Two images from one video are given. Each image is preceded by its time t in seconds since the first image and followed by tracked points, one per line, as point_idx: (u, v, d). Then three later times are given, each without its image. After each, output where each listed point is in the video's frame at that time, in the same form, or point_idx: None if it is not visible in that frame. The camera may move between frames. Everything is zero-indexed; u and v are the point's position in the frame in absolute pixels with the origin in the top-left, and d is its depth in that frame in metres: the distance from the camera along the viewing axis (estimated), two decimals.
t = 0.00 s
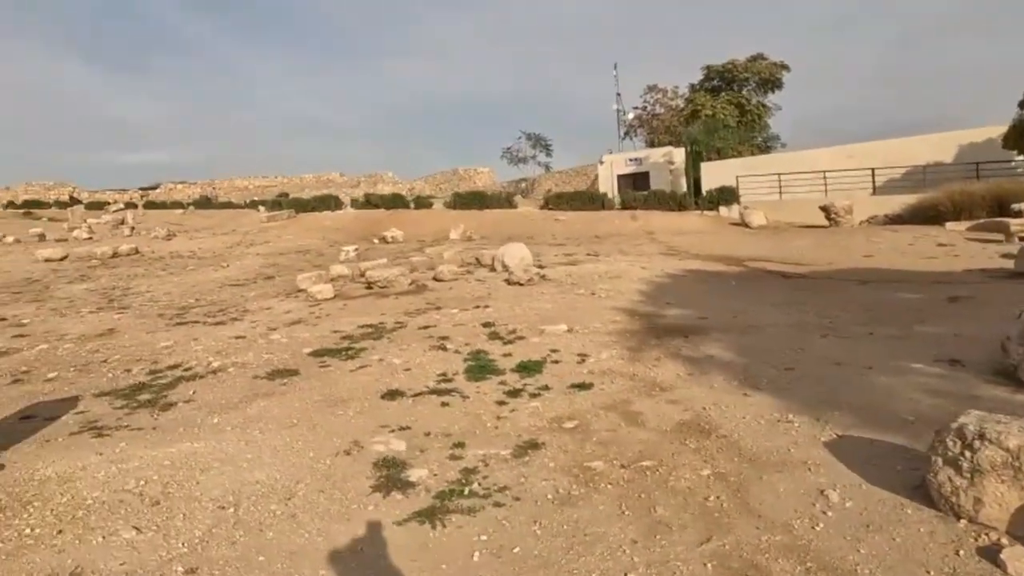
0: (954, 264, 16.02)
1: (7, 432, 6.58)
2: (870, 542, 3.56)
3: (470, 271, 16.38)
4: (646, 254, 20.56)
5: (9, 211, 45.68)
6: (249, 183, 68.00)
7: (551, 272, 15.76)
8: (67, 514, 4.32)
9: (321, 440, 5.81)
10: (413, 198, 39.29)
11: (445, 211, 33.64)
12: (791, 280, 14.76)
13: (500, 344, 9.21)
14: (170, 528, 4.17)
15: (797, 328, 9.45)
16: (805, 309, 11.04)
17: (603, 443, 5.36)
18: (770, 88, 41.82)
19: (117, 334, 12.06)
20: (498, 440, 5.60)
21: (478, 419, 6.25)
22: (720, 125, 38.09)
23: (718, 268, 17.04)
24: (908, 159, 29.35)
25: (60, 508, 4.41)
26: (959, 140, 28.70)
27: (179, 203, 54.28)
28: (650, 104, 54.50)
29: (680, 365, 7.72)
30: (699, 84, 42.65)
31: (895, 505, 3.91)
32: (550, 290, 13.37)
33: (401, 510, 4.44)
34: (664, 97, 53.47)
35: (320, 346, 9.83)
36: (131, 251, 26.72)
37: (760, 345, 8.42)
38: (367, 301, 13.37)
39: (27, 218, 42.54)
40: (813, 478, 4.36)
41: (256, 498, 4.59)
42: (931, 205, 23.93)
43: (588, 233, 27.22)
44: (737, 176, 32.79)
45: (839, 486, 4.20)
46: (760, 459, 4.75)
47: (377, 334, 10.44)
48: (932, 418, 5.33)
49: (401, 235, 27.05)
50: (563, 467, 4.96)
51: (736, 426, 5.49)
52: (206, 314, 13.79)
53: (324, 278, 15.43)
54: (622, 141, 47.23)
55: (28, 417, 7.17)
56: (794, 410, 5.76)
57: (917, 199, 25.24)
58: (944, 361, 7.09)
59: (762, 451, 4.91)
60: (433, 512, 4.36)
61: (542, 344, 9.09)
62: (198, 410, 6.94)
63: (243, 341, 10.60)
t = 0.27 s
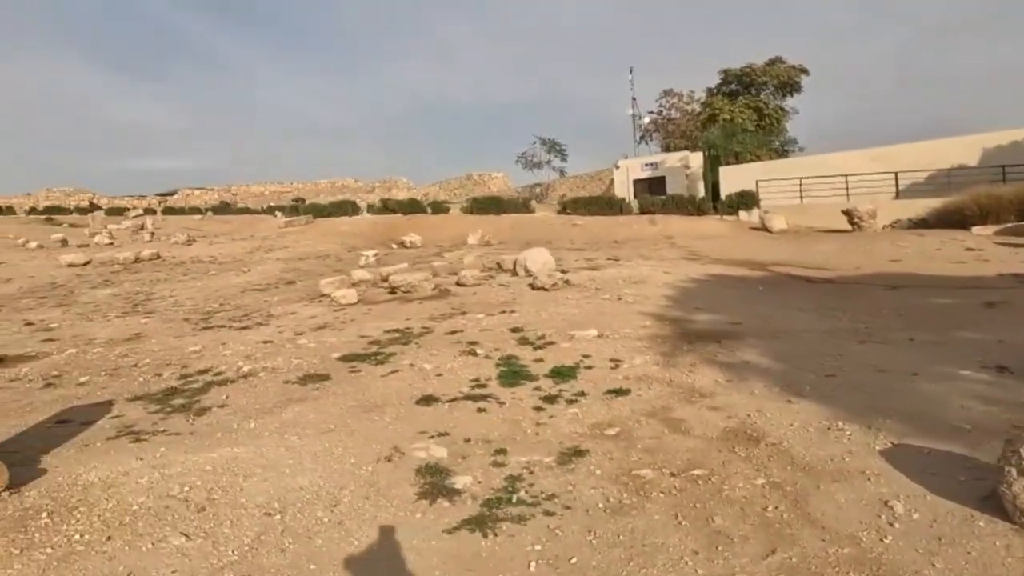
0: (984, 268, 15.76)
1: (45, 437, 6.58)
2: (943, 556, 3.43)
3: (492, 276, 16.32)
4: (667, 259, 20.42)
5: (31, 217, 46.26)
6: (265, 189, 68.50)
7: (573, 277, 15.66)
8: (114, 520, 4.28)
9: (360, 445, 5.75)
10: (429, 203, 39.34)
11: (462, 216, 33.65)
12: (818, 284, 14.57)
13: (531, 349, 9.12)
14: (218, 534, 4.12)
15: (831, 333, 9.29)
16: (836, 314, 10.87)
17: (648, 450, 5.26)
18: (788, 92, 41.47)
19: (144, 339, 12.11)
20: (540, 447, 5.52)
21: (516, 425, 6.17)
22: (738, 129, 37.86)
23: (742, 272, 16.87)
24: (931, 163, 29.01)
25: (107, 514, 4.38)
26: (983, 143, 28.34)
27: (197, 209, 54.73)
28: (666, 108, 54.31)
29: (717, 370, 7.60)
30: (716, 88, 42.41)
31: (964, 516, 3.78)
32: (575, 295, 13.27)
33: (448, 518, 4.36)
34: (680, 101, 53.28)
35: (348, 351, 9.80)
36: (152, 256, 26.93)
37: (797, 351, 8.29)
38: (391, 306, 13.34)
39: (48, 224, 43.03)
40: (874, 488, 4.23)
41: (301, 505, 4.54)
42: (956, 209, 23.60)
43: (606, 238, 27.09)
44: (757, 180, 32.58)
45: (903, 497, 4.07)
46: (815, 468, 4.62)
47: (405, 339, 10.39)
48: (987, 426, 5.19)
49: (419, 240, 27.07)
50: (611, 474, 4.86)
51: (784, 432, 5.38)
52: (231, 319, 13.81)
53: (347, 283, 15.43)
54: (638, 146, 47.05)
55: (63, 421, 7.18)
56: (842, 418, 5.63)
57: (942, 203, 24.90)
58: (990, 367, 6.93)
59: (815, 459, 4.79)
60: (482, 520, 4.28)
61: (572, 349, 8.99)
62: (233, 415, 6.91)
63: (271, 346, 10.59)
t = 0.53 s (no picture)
0: (1015, 271, 15.44)
1: (78, 441, 6.54)
2: None
3: (513, 279, 16.21)
4: (687, 262, 20.22)
5: (50, 221, 46.77)
6: (280, 194, 68.89)
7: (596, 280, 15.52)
8: (157, 528, 4.20)
9: (398, 451, 5.64)
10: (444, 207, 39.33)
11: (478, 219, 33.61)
12: (846, 288, 14.34)
13: (561, 353, 8.98)
14: (263, 543, 4.03)
15: (869, 337, 9.09)
16: (870, 318, 10.65)
17: (696, 457, 5.12)
18: (806, 94, 41.08)
19: (169, 342, 12.10)
20: (583, 453, 5.39)
21: (555, 430, 6.04)
22: (755, 131, 37.56)
23: (766, 275, 16.64)
24: (954, 164, 28.58)
25: (149, 522, 4.30)
26: (1007, 144, 27.89)
27: (213, 214, 55.11)
28: (680, 111, 54.06)
29: (755, 375, 7.44)
30: (732, 91, 42.15)
31: None
32: (600, 299, 13.13)
33: (497, 526, 4.24)
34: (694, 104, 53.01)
35: (376, 355, 9.72)
36: (171, 260, 27.08)
37: (836, 355, 8.10)
38: (414, 310, 13.26)
39: (68, 228, 43.46)
40: (942, 499, 4.07)
41: (345, 512, 4.44)
42: (982, 211, 23.21)
43: (624, 241, 26.92)
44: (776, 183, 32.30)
45: (974, 508, 3.91)
46: (876, 477, 4.46)
47: (432, 343, 10.29)
48: None
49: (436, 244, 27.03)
50: (660, 482, 4.72)
51: (836, 440, 5.22)
52: (254, 322, 13.79)
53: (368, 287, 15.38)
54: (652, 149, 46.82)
55: (96, 425, 7.14)
56: (895, 425, 5.46)
57: (967, 205, 24.52)
58: None
59: (874, 467, 4.63)
60: (532, 529, 4.16)
61: (603, 353, 8.85)
62: (265, 419, 6.83)
63: (296, 349, 10.54)
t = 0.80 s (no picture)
0: None
1: (111, 447, 6.50)
2: None
3: (534, 284, 16.09)
4: (708, 266, 20.02)
5: (69, 226, 47.24)
6: (294, 198, 69.25)
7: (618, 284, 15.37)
8: (200, 539, 4.13)
9: (435, 460, 5.53)
10: (459, 211, 39.31)
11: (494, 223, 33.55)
12: (874, 292, 14.10)
13: (591, 359, 8.85)
14: (309, 555, 3.95)
15: (906, 343, 8.89)
16: (904, 324, 10.44)
17: (744, 468, 4.98)
18: (823, 95, 40.65)
19: (193, 347, 12.09)
20: (626, 463, 5.26)
21: (594, 438, 5.92)
22: (772, 134, 37.24)
23: (790, 280, 16.42)
24: (978, 166, 28.16)
25: (191, 533, 4.23)
26: None
27: (228, 218, 55.46)
28: (695, 114, 53.77)
29: (794, 382, 7.28)
30: (749, 93, 41.84)
31: None
32: (625, 303, 12.99)
33: (546, 539, 4.13)
34: (709, 107, 52.71)
35: (403, 361, 9.64)
36: (190, 265, 27.23)
37: (874, 362, 7.92)
38: (437, 315, 13.17)
39: (86, 233, 43.83)
40: (1010, 514, 3.92)
41: (389, 524, 4.35)
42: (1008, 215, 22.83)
43: (642, 245, 26.74)
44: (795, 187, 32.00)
45: None
46: (937, 490, 4.31)
47: (458, 348, 10.18)
48: None
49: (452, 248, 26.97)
50: (710, 494, 4.59)
51: (889, 450, 5.06)
52: (276, 327, 13.77)
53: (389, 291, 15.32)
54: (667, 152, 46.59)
55: (127, 431, 7.11)
56: (949, 436, 5.30)
57: (992, 208, 24.13)
58: None
59: (934, 480, 4.47)
60: (583, 543, 4.04)
61: (634, 359, 8.72)
62: (297, 427, 6.75)
63: (321, 355, 10.49)
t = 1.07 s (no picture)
0: None
1: (145, 450, 6.47)
2: None
3: (555, 286, 15.99)
4: (729, 268, 19.83)
5: (88, 230, 47.74)
6: (308, 202, 69.61)
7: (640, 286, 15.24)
8: (244, 543, 4.07)
9: (473, 463, 5.44)
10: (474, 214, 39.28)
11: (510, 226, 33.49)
12: (902, 294, 13.87)
13: (621, 362, 8.73)
14: (356, 561, 3.87)
15: (944, 346, 8.70)
16: (938, 326, 10.23)
17: (794, 472, 4.85)
18: (841, 96, 40.26)
19: (218, 349, 12.09)
20: (671, 468, 5.15)
21: (634, 442, 5.80)
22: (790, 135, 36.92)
23: (815, 282, 16.21)
24: (1003, 166, 27.72)
25: (235, 536, 4.17)
26: None
27: (244, 222, 55.80)
28: (710, 117, 53.50)
29: (833, 385, 7.12)
30: (765, 95, 41.54)
31: None
32: (649, 306, 12.85)
33: (596, 545, 4.02)
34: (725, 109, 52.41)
35: (431, 363, 9.56)
36: (208, 268, 27.38)
37: (913, 365, 7.75)
38: (460, 317, 13.10)
39: (104, 236, 44.25)
40: None
41: (434, 528, 4.27)
42: None
43: (659, 247, 26.56)
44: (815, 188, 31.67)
45: None
46: (1001, 497, 4.17)
47: (484, 351, 10.10)
48: None
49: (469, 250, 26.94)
50: (762, 500, 4.47)
51: (943, 455, 4.92)
52: (299, 329, 13.76)
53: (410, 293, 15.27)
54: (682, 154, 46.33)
55: (159, 434, 7.08)
56: (1004, 440, 5.14)
57: (1017, 210, 23.74)
58: None
59: (996, 486, 4.33)
60: (636, 549, 3.93)
61: (665, 361, 8.59)
62: (330, 429, 6.69)
63: (347, 357, 10.44)
